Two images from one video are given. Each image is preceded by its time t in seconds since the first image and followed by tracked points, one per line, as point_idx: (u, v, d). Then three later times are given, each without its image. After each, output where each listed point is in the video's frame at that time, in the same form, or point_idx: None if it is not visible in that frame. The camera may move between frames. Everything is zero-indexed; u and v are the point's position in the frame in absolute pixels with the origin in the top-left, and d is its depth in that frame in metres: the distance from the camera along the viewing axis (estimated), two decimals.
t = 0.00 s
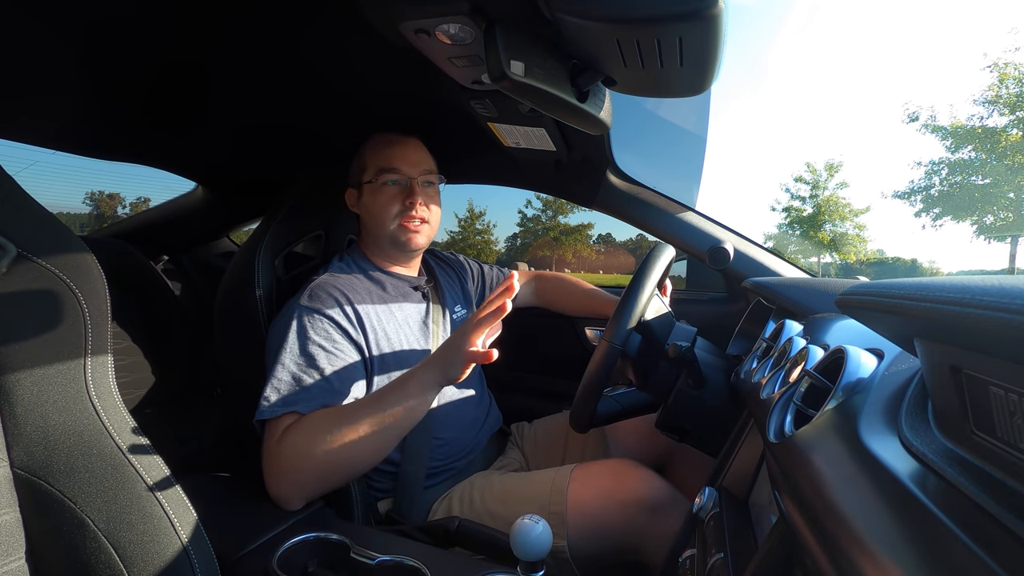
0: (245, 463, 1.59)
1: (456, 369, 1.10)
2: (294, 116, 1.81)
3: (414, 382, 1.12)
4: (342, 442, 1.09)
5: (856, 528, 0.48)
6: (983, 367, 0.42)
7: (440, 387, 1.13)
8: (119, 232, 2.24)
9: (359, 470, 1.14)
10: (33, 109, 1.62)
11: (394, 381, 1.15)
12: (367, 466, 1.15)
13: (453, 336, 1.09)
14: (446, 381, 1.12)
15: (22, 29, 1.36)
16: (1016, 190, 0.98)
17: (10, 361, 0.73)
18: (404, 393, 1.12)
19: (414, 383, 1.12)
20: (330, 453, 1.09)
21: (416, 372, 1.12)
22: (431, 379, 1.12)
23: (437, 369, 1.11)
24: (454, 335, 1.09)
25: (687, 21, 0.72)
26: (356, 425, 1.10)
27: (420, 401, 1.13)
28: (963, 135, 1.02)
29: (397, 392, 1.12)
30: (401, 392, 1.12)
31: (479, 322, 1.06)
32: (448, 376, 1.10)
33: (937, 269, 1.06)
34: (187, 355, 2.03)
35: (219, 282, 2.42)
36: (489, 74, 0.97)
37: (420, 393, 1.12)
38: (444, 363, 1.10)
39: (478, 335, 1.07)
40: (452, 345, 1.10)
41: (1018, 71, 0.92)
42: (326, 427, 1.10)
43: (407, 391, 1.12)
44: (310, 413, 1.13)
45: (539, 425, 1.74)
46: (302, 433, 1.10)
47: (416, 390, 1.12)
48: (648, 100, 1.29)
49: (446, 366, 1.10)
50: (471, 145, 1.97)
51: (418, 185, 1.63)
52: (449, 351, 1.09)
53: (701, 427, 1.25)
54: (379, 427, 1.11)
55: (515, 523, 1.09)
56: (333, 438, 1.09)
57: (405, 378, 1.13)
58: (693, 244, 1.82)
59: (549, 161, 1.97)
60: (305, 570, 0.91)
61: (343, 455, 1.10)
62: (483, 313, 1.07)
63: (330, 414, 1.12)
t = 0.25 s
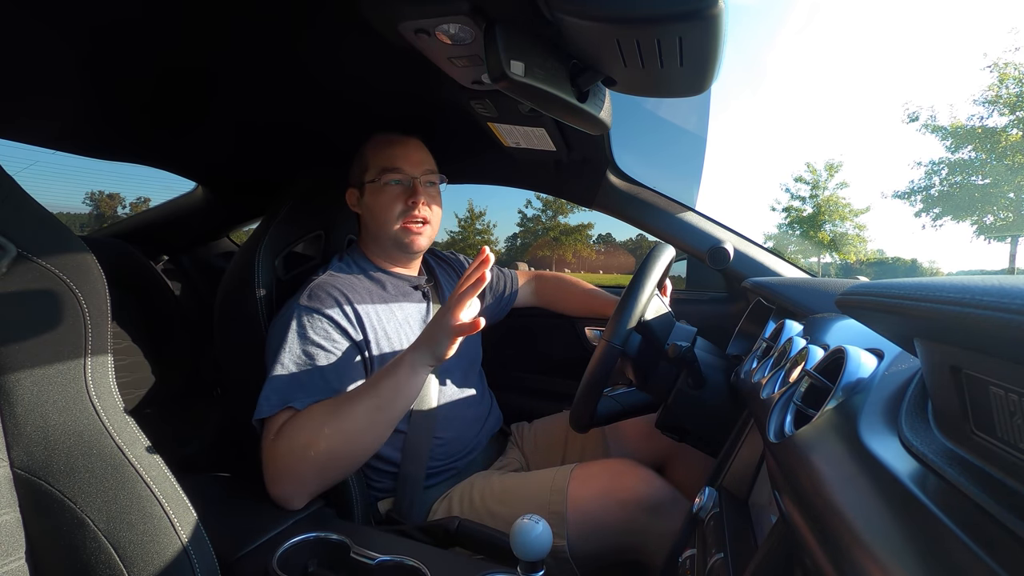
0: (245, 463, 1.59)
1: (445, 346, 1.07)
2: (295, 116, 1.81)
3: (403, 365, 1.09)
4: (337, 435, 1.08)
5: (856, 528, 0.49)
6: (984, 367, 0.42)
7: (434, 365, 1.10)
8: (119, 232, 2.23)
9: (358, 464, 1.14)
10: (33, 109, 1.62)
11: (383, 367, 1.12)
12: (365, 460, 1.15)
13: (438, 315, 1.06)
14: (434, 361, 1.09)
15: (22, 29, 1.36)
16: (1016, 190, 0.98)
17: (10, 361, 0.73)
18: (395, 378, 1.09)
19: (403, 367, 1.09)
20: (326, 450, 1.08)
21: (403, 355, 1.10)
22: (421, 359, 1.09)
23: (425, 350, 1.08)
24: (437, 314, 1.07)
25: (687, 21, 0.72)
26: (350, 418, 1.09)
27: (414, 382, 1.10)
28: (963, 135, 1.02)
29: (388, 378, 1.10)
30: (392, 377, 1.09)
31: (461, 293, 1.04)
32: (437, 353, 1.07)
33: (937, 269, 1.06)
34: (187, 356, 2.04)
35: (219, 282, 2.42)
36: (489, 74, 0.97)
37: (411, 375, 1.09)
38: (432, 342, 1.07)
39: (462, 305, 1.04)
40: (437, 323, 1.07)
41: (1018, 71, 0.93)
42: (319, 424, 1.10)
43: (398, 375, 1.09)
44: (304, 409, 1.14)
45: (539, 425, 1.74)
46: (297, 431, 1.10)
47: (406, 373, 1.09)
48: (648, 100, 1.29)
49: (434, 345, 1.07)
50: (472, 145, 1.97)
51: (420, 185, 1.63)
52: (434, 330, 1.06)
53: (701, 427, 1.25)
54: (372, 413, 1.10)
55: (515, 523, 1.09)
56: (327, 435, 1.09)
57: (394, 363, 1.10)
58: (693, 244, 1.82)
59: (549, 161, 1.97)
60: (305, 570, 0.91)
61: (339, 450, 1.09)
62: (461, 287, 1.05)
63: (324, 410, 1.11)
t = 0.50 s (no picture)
0: (245, 463, 1.58)
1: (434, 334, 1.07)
2: (295, 116, 1.81)
3: (395, 357, 1.09)
4: (333, 432, 1.09)
5: (856, 528, 0.48)
6: (984, 367, 0.42)
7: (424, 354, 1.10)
8: (119, 232, 2.23)
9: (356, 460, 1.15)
10: (33, 110, 1.62)
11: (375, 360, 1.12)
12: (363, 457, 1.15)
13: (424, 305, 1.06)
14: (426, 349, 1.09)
15: (22, 29, 1.36)
16: (1016, 190, 0.98)
17: (10, 361, 0.73)
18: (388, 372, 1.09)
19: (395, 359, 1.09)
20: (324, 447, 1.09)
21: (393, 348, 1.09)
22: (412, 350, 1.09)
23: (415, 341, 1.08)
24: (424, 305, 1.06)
25: (687, 21, 0.72)
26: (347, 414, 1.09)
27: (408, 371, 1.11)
28: (963, 135, 1.02)
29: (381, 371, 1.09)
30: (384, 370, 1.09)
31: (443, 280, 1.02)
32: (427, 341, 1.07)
33: (937, 269, 1.06)
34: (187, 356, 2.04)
35: (219, 282, 2.42)
36: (489, 74, 0.97)
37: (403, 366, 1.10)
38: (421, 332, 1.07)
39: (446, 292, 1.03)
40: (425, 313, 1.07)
41: (1018, 71, 0.93)
42: (315, 421, 1.10)
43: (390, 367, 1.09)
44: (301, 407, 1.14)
45: (539, 425, 1.74)
46: (295, 430, 1.10)
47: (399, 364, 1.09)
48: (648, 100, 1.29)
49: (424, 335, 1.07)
50: (472, 145, 1.97)
51: (422, 185, 1.63)
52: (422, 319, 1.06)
53: (701, 427, 1.25)
54: (368, 407, 1.10)
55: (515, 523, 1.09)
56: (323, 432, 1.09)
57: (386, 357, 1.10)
58: (693, 244, 1.82)
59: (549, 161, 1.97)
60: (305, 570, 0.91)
61: (338, 448, 1.10)
62: (443, 273, 1.04)
63: (320, 407, 1.11)
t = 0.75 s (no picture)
0: (245, 463, 1.59)
1: (455, 365, 1.10)
2: (295, 116, 1.81)
3: (412, 380, 1.12)
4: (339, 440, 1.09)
5: (856, 529, 0.49)
6: (983, 367, 0.42)
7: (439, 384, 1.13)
8: (119, 232, 2.23)
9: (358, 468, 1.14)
10: (33, 109, 1.62)
11: (392, 379, 1.14)
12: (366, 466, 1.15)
13: (452, 333, 1.09)
14: (443, 377, 1.11)
15: (22, 28, 1.36)
16: (1016, 190, 0.98)
17: (10, 361, 0.73)
18: (403, 392, 1.11)
19: (411, 381, 1.12)
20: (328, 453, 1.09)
21: (413, 370, 1.12)
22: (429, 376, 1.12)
23: (435, 367, 1.11)
24: (449, 331, 1.10)
25: (687, 21, 0.72)
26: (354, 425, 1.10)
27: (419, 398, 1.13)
28: (963, 135, 1.02)
29: (395, 390, 1.12)
30: (399, 390, 1.12)
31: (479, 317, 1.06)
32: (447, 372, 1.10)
33: (937, 269, 1.06)
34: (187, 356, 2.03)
35: (219, 282, 2.42)
36: (489, 74, 0.97)
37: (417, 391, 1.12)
38: (443, 360, 1.10)
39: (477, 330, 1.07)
40: (448, 343, 1.10)
41: (1018, 71, 0.93)
42: (323, 426, 1.10)
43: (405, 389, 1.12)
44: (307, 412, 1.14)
45: (539, 425, 1.74)
46: (301, 433, 1.10)
47: (414, 387, 1.12)
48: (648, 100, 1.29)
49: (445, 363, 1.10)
50: (471, 145, 1.97)
51: (427, 186, 1.65)
52: (447, 347, 1.09)
53: (701, 427, 1.25)
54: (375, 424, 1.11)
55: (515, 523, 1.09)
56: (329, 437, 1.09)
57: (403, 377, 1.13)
58: (693, 244, 1.82)
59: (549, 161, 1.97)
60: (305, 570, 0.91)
61: (343, 454, 1.10)
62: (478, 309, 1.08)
63: (328, 413, 1.12)
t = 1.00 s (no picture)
0: (245, 463, 1.59)
1: (467, 363, 1.10)
2: (295, 116, 1.81)
3: (422, 377, 1.13)
4: (346, 440, 1.10)
5: (855, 529, 0.49)
6: (983, 367, 0.42)
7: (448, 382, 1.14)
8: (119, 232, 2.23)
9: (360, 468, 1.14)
10: (33, 109, 1.62)
11: (402, 375, 1.15)
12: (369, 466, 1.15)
13: (464, 332, 1.11)
14: (453, 374, 1.12)
15: (22, 28, 1.35)
16: (1017, 190, 0.98)
17: (10, 361, 0.73)
18: (412, 388, 1.13)
19: (421, 379, 1.12)
20: (333, 454, 1.09)
21: (424, 367, 1.13)
22: (439, 373, 1.13)
23: (446, 365, 1.12)
24: (461, 326, 1.12)
25: (687, 21, 0.72)
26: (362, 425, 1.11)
27: (429, 395, 1.14)
28: (963, 135, 1.02)
29: (406, 387, 1.13)
30: (409, 387, 1.13)
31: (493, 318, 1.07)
32: (458, 370, 1.11)
33: (936, 269, 1.06)
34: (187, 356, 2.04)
35: (219, 282, 2.42)
36: (489, 74, 0.97)
37: (427, 388, 1.13)
38: (454, 359, 1.11)
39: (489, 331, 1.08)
40: (459, 341, 1.11)
41: (1018, 71, 0.93)
42: (329, 427, 1.11)
43: (415, 386, 1.13)
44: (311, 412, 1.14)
45: (539, 425, 1.74)
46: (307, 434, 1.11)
47: (424, 384, 1.13)
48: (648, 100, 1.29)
49: (457, 362, 1.11)
50: (471, 145, 1.97)
51: (435, 188, 1.66)
52: (459, 346, 1.10)
53: (701, 427, 1.25)
54: (384, 421, 1.12)
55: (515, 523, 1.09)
56: (335, 438, 1.10)
57: (413, 374, 1.14)
58: (693, 244, 1.82)
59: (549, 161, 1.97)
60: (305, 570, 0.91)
61: (348, 455, 1.10)
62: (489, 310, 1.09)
63: (335, 413, 1.13)
